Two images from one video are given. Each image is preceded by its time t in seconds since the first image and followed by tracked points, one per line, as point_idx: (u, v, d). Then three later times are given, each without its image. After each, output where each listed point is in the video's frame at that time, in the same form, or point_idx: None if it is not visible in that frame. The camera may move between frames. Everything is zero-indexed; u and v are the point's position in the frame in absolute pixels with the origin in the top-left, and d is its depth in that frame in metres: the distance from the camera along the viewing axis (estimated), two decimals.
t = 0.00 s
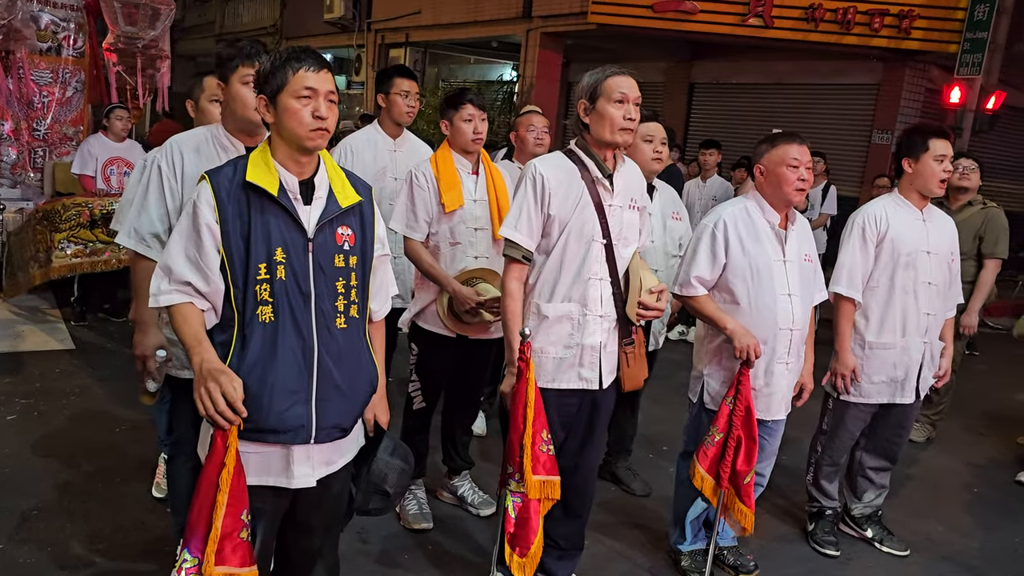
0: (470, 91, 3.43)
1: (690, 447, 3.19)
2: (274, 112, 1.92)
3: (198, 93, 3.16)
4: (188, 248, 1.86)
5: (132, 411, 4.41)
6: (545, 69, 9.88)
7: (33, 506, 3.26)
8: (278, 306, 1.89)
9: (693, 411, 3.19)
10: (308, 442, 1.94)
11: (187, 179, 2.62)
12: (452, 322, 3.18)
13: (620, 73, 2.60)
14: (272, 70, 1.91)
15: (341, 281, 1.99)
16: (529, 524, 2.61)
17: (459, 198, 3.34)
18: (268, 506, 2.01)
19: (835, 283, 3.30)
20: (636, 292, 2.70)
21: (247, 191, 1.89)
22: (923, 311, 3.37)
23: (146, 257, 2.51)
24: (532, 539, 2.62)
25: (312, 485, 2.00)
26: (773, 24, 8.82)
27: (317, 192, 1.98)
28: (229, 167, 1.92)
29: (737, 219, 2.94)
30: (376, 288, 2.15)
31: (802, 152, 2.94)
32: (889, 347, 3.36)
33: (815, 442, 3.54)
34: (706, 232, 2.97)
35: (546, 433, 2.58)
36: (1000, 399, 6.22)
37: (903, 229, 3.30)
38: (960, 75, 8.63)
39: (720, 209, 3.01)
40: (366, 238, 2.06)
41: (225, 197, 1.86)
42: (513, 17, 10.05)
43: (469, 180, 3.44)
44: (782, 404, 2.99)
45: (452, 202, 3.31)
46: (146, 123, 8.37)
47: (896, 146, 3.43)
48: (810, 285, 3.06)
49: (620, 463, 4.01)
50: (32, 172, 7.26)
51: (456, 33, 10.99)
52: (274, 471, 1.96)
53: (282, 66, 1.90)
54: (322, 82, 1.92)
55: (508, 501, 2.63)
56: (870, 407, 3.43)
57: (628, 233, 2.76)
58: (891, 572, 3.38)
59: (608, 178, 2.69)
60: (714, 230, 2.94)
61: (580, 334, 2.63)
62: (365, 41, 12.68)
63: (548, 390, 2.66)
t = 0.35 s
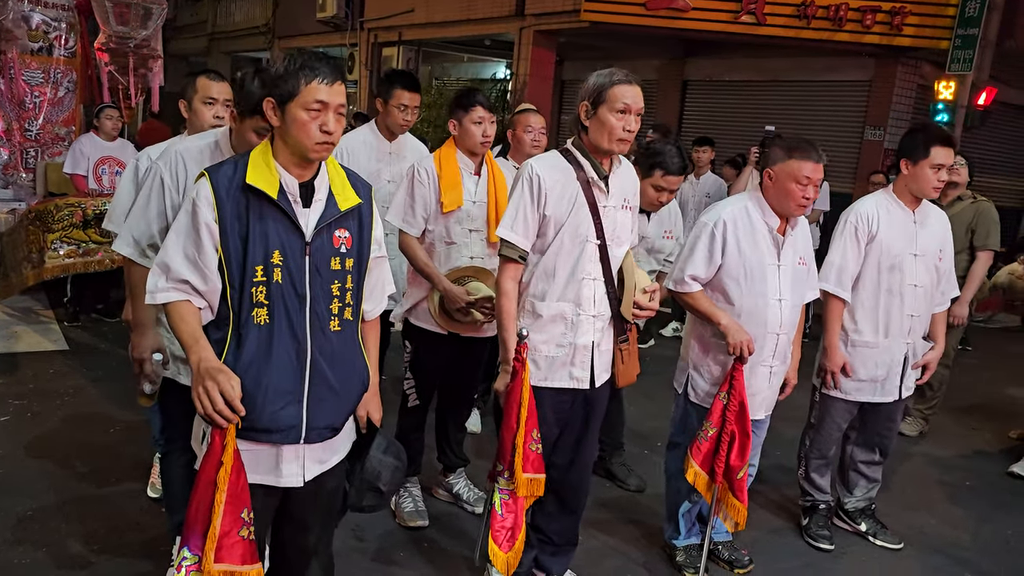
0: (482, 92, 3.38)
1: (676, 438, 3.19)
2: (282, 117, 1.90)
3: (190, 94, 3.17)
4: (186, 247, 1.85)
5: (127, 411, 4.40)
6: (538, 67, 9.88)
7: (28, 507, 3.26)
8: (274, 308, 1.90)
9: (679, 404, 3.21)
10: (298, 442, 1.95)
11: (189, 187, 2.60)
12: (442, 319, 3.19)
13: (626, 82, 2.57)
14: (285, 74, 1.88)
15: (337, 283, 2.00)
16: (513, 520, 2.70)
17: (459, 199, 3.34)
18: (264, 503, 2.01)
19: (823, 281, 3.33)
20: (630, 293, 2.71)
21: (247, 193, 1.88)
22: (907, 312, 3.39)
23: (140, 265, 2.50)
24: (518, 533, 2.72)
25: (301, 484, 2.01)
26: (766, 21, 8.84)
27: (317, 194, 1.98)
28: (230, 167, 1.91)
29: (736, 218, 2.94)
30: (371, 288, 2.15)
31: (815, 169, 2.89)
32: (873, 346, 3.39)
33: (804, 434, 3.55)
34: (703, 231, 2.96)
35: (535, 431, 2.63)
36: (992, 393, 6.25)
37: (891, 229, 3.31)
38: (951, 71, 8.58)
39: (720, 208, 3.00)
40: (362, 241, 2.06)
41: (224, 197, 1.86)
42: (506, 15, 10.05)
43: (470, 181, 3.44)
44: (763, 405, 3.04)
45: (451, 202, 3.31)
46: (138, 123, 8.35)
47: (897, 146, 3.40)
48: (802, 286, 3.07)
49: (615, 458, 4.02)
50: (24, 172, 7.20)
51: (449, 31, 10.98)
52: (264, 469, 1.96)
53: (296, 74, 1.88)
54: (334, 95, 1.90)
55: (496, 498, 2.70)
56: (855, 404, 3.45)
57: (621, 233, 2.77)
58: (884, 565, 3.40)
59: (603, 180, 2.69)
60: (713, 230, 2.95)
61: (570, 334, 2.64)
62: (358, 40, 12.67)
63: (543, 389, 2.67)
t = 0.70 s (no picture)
0: (526, 136, 3.16)
1: (666, 425, 3.24)
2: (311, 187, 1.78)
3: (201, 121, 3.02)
4: (191, 263, 1.84)
5: (131, 410, 4.41)
6: (537, 59, 9.85)
7: (35, 506, 3.28)
8: (272, 338, 1.92)
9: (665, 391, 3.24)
10: (276, 437, 2.00)
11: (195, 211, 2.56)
12: (433, 314, 3.22)
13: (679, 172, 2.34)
14: (326, 153, 1.72)
15: (335, 310, 2.01)
16: (503, 503, 2.70)
17: (468, 218, 3.31)
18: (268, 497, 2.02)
19: (829, 283, 3.27)
20: (620, 299, 2.73)
21: (260, 232, 1.85)
22: (896, 320, 3.42)
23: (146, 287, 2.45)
24: (508, 517, 2.71)
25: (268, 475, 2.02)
26: (765, 9, 8.81)
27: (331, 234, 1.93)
28: (246, 194, 1.87)
29: (750, 236, 2.89)
30: (366, 301, 2.16)
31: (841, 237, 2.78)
32: (858, 346, 3.43)
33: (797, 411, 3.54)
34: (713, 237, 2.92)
35: (526, 418, 2.65)
36: (996, 378, 6.25)
37: (900, 239, 3.29)
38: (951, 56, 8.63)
39: (738, 215, 2.95)
40: (367, 269, 2.05)
41: (237, 229, 1.84)
42: (504, 7, 10.01)
43: (482, 201, 3.33)
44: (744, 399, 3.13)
45: (457, 221, 3.30)
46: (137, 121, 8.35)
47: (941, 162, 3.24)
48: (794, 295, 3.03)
49: (618, 448, 4.02)
50: (25, 173, 7.22)
51: (447, 24, 10.95)
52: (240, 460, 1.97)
53: (337, 160, 1.71)
54: (369, 191, 1.76)
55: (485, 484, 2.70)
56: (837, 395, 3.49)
57: (623, 248, 2.74)
58: (889, 551, 3.41)
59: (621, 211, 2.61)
60: (726, 240, 2.89)
61: (547, 335, 2.66)
62: (357, 35, 12.64)
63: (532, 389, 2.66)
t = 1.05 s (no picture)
0: (496, 74, 3.28)
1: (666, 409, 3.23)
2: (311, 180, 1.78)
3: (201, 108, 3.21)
4: (192, 260, 1.85)
5: (135, 401, 4.43)
6: (533, 43, 9.80)
7: (41, 498, 3.30)
8: (273, 333, 1.92)
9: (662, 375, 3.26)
10: (277, 427, 2.01)
11: (189, 185, 2.56)
12: (443, 301, 3.22)
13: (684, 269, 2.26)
14: (324, 145, 1.72)
15: (336, 307, 2.01)
16: (489, 481, 2.69)
17: (464, 183, 3.32)
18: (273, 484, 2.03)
19: (839, 265, 3.22)
20: (607, 310, 2.79)
21: (260, 228, 1.84)
22: (900, 298, 3.43)
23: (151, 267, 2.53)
24: (494, 494, 2.70)
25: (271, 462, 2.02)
26: None
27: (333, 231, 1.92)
28: (246, 192, 1.86)
29: (753, 224, 2.89)
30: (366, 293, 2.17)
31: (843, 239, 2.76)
32: (863, 324, 3.43)
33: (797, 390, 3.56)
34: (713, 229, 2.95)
35: (513, 400, 2.65)
36: (998, 355, 6.26)
37: (907, 219, 3.30)
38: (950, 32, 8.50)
39: (739, 207, 2.95)
40: (368, 264, 2.04)
41: (236, 223, 1.83)
42: None
43: (475, 165, 3.38)
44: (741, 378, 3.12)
45: (455, 186, 3.29)
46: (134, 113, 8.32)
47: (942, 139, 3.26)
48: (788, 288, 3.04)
49: (621, 431, 4.03)
50: (22, 167, 7.21)
51: (443, 10, 10.88)
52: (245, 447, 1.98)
53: (334, 151, 1.71)
54: (368, 181, 1.76)
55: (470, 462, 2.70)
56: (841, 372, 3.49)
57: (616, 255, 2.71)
58: (892, 529, 3.43)
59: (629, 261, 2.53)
60: (726, 233, 2.91)
61: (534, 321, 2.69)
62: (352, 22, 12.57)
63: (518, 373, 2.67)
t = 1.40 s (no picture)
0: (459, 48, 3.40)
1: (677, 392, 3.23)
2: (274, 96, 1.84)
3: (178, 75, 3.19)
4: (182, 225, 1.85)
5: (135, 390, 4.43)
6: (528, 25, 9.74)
7: (44, 489, 3.31)
8: (271, 287, 1.90)
9: (675, 358, 3.24)
10: (299, 413, 1.96)
11: (176, 154, 2.56)
12: (451, 283, 3.19)
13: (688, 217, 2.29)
14: (275, 51, 1.81)
15: (332, 258, 1.97)
16: (493, 468, 2.73)
17: (453, 158, 3.31)
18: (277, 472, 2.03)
19: (844, 222, 3.27)
20: (611, 286, 2.68)
21: (241, 171, 1.86)
22: (918, 250, 3.38)
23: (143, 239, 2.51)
24: (498, 481, 2.74)
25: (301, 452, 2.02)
26: None
27: (311, 169, 1.94)
28: (224, 143, 1.88)
29: (737, 174, 2.91)
30: (368, 259, 2.13)
31: (823, 140, 2.78)
32: (882, 286, 3.39)
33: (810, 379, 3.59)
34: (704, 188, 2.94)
35: (519, 387, 2.66)
36: (999, 332, 6.27)
37: (899, 164, 3.29)
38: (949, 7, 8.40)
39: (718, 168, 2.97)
40: (359, 214, 2.02)
41: (218, 174, 1.84)
42: None
43: (461, 142, 3.39)
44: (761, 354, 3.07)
45: (445, 162, 3.28)
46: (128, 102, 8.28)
47: (895, 85, 3.39)
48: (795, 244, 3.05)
49: (622, 414, 4.04)
50: (18, 157, 7.19)
51: None
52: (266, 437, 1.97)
53: (285, 48, 1.80)
54: (324, 69, 1.82)
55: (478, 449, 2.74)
56: (858, 346, 3.48)
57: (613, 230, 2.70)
58: (894, 508, 3.44)
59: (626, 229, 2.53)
60: (712, 188, 2.92)
61: (536, 306, 2.68)
62: (346, 6, 12.50)
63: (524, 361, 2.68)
